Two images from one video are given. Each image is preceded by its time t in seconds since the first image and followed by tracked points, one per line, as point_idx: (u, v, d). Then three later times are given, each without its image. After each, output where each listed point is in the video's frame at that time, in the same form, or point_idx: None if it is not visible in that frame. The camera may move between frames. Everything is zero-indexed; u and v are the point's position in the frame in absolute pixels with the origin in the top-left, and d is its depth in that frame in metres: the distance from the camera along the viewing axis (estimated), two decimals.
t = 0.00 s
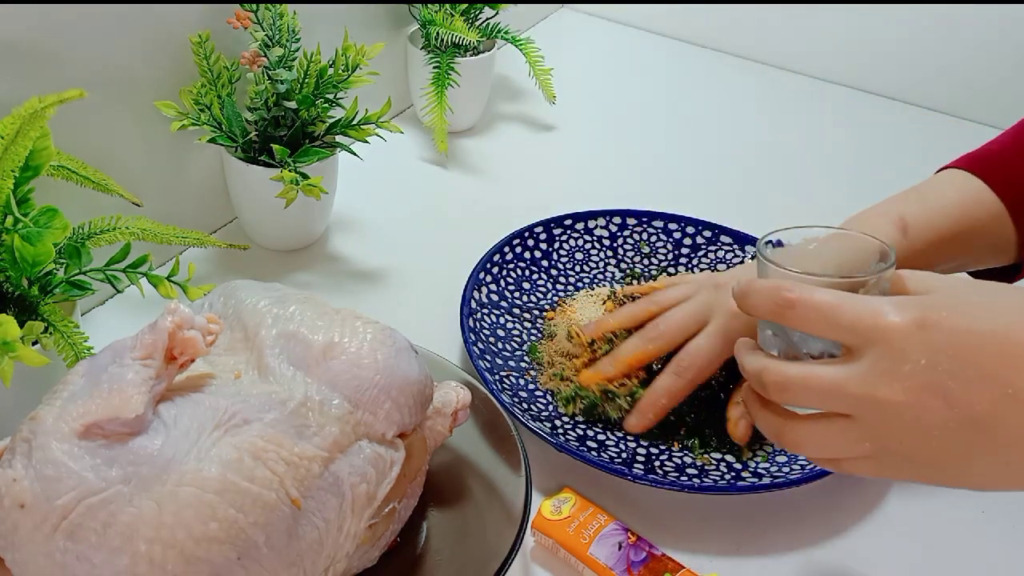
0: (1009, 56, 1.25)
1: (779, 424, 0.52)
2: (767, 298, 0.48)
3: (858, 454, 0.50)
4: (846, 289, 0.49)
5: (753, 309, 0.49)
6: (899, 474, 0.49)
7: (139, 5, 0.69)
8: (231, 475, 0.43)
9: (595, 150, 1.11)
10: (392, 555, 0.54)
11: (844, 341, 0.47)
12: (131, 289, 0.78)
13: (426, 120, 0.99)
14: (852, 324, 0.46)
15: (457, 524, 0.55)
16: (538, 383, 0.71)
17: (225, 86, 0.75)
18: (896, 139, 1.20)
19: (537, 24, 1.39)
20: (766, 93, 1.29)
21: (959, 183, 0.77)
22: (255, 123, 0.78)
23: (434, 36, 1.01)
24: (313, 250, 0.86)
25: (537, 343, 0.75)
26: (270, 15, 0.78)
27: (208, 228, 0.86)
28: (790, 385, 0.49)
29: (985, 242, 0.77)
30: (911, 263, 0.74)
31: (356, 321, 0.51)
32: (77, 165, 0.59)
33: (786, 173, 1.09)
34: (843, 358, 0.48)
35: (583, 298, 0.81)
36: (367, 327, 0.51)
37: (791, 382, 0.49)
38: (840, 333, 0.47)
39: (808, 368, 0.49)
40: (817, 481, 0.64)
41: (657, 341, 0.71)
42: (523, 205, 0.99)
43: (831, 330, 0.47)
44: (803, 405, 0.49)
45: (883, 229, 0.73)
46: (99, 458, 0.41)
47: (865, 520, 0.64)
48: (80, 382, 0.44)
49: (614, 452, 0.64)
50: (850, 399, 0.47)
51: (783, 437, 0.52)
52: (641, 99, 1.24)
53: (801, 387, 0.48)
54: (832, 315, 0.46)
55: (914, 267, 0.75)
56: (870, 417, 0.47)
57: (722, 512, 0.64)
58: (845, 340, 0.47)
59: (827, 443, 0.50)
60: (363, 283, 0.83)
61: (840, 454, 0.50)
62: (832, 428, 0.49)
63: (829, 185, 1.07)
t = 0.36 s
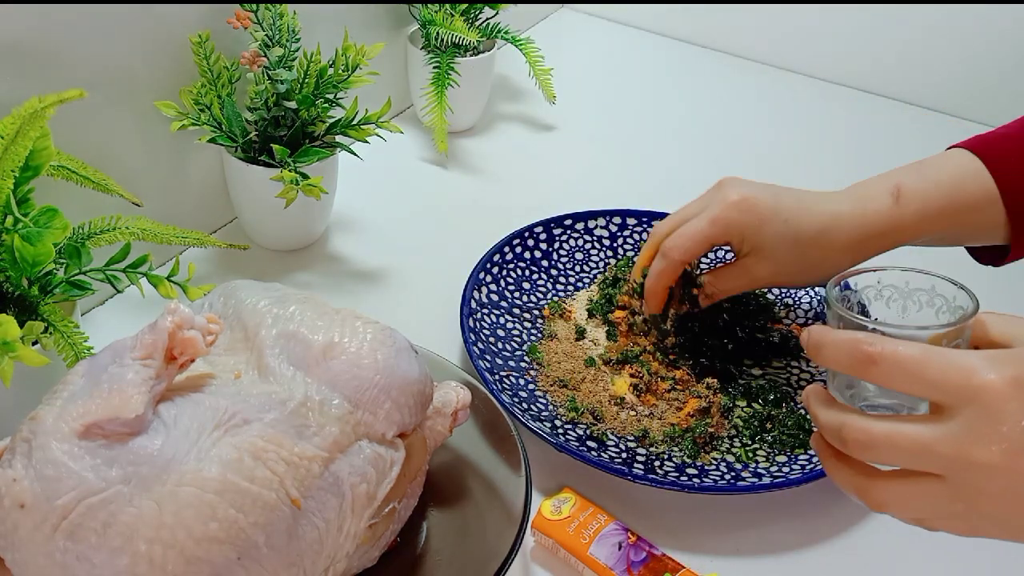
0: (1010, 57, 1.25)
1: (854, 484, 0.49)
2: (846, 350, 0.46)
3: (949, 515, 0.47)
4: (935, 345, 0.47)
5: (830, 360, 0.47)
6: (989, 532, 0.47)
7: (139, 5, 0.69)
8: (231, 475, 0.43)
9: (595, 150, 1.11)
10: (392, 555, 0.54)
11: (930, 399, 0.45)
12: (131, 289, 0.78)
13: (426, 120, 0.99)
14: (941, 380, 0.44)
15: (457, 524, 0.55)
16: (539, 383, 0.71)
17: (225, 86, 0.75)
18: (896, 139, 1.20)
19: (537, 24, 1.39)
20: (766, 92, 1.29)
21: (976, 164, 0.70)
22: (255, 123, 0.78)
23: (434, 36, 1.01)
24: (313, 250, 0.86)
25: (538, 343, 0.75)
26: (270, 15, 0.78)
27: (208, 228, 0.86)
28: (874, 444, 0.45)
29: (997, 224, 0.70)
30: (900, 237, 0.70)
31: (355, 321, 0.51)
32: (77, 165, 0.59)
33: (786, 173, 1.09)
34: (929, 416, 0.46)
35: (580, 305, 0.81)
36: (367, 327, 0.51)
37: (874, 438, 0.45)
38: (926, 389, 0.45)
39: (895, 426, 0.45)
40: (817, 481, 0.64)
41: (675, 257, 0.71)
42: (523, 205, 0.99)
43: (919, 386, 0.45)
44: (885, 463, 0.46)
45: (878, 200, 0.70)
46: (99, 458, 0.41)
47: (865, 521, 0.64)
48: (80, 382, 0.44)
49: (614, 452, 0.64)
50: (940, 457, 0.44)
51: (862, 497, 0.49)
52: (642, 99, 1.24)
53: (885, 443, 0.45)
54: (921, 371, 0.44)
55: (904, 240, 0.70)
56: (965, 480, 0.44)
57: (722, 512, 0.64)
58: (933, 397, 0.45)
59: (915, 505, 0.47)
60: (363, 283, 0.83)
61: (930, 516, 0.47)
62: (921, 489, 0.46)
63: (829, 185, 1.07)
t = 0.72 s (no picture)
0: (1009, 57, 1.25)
1: (864, 482, 0.49)
2: (858, 348, 0.46)
3: (960, 516, 0.47)
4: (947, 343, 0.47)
5: (843, 362, 0.47)
6: (999, 531, 0.47)
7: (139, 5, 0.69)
8: (232, 475, 0.43)
9: (595, 150, 1.11)
10: (392, 555, 0.54)
11: (943, 398, 0.45)
12: (131, 289, 0.78)
13: (425, 120, 0.99)
14: (954, 379, 0.44)
15: (457, 524, 0.55)
16: (538, 383, 0.71)
17: (225, 86, 0.75)
18: (896, 139, 1.20)
19: (537, 23, 1.39)
20: (766, 92, 1.29)
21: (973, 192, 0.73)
22: (255, 123, 0.78)
23: (434, 36, 1.01)
24: (313, 250, 0.86)
25: (537, 343, 0.75)
26: (270, 15, 0.78)
27: (207, 228, 0.85)
28: (884, 444, 0.45)
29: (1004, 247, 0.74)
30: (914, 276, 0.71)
31: (356, 321, 0.51)
32: (77, 165, 0.59)
33: (787, 173, 1.09)
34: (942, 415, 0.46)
35: (578, 303, 0.81)
36: (367, 327, 0.51)
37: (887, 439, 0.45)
38: (939, 388, 0.44)
39: (906, 426, 0.45)
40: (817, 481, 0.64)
41: (706, 391, 0.66)
42: (523, 206, 0.99)
43: (931, 385, 0.44)
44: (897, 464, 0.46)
45: (896, 243, 0.70)
46: (99, 458, 0.41)
47: (865, 520, 0.64)
48: (80, 382, 0.44)
49: (614, 452, 0.64)
50: (952, 457, 0.44)
51: (871, 495, 0.49)
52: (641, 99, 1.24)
53: (898, 444, 0.45)
54: (934, 369, 0.44)
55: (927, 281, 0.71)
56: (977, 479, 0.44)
57: (722, 512, 0.64)
58: (946, 396, 0.45)
59: (925, 504, 0.47)
60: (363, 283, 0.83)
61: (941, 516, 0.47)
62: (931, 489, 0.46)
63: (829, 185, 1.07)
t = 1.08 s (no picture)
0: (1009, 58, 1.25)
1: (868, 475, 0.49)
2: (863, 343, 0.46)
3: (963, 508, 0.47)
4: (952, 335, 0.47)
5: (849, 356, 0.47)
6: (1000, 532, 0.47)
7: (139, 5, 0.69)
8: (231, 475, 0.43)
9: (594, 150, 1.11)
10: (392, 555, 0.54)
11: (949, 390, 0.45)
12: (131, 289, 0.78)
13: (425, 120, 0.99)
14: (961, 373, 0.44)
15: (457, 524, 0.55)
16: (539, 383, 0.71)
17: (225, 86, 0.75)
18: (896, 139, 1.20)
19: (537, 24, 1.39)
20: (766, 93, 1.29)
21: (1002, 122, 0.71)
22: (255, 123, 0.77)
23: (434, 36, 1.01)
24: (313, 250, 0.86)
25: (537, 343, 0.75)
26: (270, 15, 0.78)
27: (207, 228, 0.85)
28: (891, 437, 0.45)
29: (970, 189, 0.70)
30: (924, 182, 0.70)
31: (355, 321, 0.51)
32: (77, 165, 0.59)
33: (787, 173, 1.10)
34: (947, 407, 0.46)
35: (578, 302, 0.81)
36: (367, 327, 0.51)
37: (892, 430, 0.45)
38: (946, 381, 0.44)
39: (911, 418, 0.45)
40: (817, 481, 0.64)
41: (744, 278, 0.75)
42: (523, 206, 0.99)
43: (938, 379, 0.44)
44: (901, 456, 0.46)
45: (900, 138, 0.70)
46: (99, 458, 0.41)
47: (865, 521, 0.64)
48: (80, 382, 0.44)
49: (614, 452, 0.64)
50: (960, 451, 0.44)
51: (875, 488, 0.49)
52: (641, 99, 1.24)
53: (902, 436, 0.45)
54: (940, 361, 0.44)
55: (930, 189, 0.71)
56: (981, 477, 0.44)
57: (722, 513, 0.64)
58: (953, 389, 0.45)
59: (929, 499, 0.47)
60: (363, 283, 0.83)
61: (944, 509, 0.47)
62: (936, 482, 0.46)
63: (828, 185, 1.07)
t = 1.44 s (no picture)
0: (1008, 58, 1.25)
1: (873, 476, 0.49)
2: (867, 342, 0.46)
3: (971, 508, 0.47)
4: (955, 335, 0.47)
5: (854, 355, 0.47)
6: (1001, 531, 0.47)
7: (139, 5, 0.69)
8: (232, 475, 0.43)
9: (594, 150, 1.11)
10: (392, 555, 0.54)
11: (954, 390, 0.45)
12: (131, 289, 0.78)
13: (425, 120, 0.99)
14: (967, 372, 0.44)
15: (457, 524, 0.55)
16: (538, 384, 0.71)
17: (225, 86, 0.75)
18: (895, 139, 1.20)
19: (537, 24, 1.39)
20: (766, 93, 1.29)
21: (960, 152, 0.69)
22: (255, 123, 0.77)
23: (434, 36, 1.01)
24: (313, 250, 0.86)
25: (537, 343, 0.75)
26: (270, 15, 0.78)
27: (208, 228, 0.85)
28: (896, 436, 0.46)
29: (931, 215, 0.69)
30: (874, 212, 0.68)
31: (355, 321, 0.51)
32: (77, 165, 0.59)
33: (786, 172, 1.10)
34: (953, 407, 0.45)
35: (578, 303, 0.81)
36: (367, 327, 0.51)
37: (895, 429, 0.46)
38: (949, 380, 0.44)
39: (914, 417, 0.45)
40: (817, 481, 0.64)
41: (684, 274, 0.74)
42: (522, 206, 0.99)
43: (944, 378, 0.44)
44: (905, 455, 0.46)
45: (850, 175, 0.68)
46: (99, 458, 0.41)
47: (865, 521, 0.64)
48: (80, 382, 0.44)
49: (614, 452, 0.64)
50: (965, 449, 0.44)
51: (881, 489, 0.49)
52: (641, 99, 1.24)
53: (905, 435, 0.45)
54: (942, 360, 0.44)
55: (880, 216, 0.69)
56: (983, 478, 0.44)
57: (722, 513, 0.64)
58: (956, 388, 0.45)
59: (934, 499, 0.47)
60: (363, 283, 0.83)
61: (952, 510, 0.47)
62: (941, 484, 0.46)
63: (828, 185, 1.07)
